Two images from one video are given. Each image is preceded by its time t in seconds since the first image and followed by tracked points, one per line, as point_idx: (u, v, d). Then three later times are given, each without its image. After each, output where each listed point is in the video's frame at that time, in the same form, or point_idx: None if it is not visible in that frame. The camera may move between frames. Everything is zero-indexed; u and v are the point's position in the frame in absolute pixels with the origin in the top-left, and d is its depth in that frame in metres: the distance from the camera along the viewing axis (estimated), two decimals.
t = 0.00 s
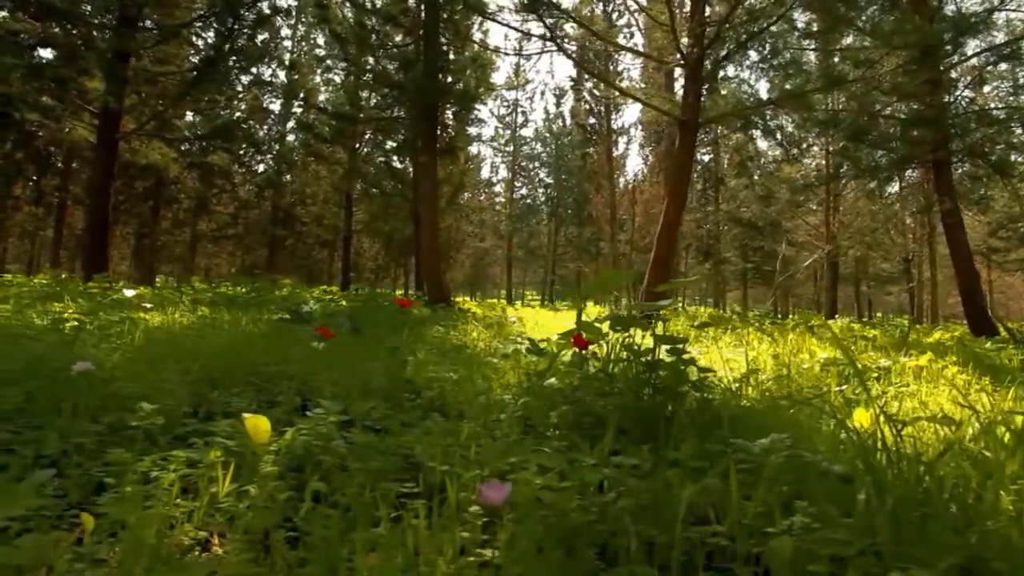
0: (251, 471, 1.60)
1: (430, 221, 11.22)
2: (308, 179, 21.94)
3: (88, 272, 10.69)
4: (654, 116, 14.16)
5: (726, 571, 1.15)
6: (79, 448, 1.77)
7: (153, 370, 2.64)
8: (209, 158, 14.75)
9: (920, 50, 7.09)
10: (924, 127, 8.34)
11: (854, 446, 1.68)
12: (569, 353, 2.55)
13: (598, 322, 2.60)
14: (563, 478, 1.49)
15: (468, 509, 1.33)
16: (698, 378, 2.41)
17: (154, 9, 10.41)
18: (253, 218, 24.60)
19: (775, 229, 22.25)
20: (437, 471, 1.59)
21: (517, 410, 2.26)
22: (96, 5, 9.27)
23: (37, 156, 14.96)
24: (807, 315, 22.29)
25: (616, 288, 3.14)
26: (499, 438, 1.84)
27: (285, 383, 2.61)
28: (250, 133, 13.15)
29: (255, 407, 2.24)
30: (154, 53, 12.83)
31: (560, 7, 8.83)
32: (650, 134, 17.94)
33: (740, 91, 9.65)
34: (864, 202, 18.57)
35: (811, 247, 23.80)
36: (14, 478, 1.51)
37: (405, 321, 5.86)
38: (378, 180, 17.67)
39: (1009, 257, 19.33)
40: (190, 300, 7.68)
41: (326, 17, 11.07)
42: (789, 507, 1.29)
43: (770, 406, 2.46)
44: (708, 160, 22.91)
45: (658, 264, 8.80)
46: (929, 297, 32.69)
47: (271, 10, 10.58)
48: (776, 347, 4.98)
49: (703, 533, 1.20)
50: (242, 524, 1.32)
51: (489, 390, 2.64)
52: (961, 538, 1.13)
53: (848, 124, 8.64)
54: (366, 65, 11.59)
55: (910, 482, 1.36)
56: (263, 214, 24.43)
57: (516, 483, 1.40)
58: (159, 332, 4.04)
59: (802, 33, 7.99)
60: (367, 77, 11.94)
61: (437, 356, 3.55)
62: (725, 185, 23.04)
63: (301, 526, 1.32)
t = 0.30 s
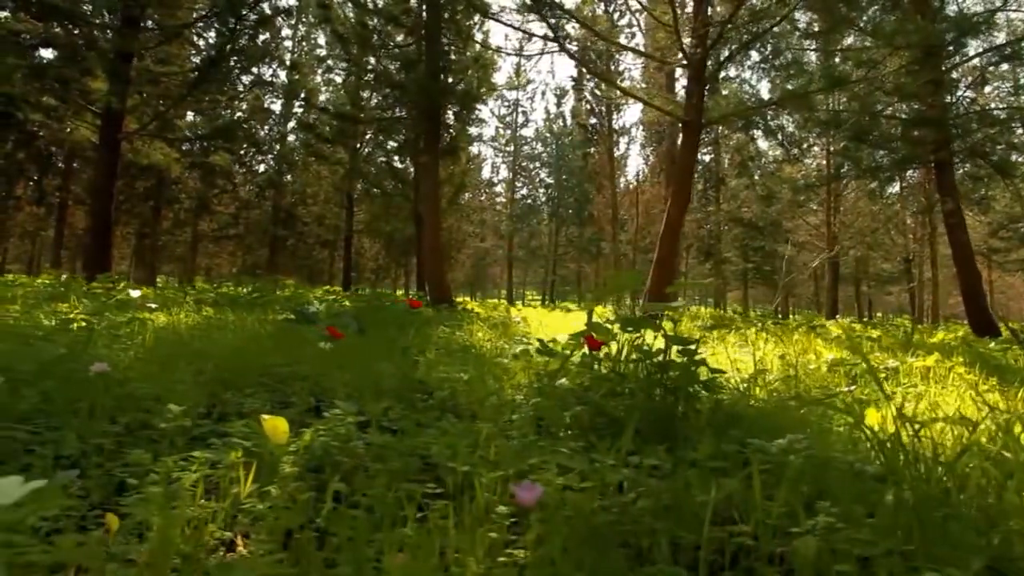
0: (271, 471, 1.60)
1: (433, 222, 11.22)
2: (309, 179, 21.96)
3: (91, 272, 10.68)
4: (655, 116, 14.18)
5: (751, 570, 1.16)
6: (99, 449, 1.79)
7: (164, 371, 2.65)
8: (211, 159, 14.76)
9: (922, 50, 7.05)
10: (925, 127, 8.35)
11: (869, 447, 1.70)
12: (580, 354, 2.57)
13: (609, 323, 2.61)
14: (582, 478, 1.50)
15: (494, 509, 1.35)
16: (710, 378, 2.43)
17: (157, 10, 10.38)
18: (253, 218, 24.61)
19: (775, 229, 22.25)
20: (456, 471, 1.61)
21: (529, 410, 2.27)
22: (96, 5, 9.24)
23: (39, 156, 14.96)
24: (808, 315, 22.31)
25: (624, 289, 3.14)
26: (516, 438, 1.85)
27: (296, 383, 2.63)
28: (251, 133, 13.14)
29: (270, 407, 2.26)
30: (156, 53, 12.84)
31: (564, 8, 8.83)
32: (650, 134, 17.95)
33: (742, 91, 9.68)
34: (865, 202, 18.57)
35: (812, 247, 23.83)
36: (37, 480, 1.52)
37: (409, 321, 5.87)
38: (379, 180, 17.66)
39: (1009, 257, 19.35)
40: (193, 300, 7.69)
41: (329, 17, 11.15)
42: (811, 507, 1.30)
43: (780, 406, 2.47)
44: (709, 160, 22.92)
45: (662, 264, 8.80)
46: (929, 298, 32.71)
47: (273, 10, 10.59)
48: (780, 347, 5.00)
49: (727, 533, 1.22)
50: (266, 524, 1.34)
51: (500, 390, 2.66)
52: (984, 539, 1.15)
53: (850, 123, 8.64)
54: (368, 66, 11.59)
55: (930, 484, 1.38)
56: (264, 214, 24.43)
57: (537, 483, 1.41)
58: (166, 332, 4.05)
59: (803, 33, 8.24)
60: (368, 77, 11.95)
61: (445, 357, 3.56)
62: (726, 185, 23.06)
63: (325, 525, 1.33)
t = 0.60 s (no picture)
0: (288, 471, 1.61)
1: (435, 221, 11.21)
2: (310, 179, 21.97)
3: (94, 272, 10.68)
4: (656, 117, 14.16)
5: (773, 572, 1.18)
6: (115, 449, 1.80)
7: (176, 371, 2.65)
8: (212, 158, 14.75)
9: (925, 51, 6.93)
10: (926, 127, 8.35)
11: (883, 449, 1.71)
12: (591, 355, 2.57)
13: (619, 323, 2.63)
14: (601, 479, 1.51)
15: (517, 511, 1.36)
16: (721, 379, 2.44)
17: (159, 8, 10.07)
18: (254, 218, 24.60)
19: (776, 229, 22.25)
20: (474, 472, 1.62)
21: (539, 410, 2.27)
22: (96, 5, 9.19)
23: (40, 156, 14.95)
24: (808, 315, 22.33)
25: (636, 289, 3.15)
26: (530, 438, 1.86)
27: (307, 385, 2.63)
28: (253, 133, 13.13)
29: (283, 407, 2.28)
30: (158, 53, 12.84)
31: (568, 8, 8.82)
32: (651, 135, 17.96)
33: (743, 91, 9.70)
34: (866, 202, 18.58)
35: (813, 247, 23.83)
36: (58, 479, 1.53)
37: (414, 321, 5.88)
38: (380, 180, 17.67)
39: (1010, 256, 19.37)
40: (196, 300, 7.69)
41: (331, 17, 11.43)
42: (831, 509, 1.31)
43: (793, 407, 2.48)
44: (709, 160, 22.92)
45: (665, 264, 8.79)
46: (929, 297, 32.72)
47: (275, 10, 10.59)
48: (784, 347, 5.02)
49: (748, 533, 1.23)
50: (288, 523, 1.35)
51: (510, 391, 2.67)
52: (1007, 541, 1.16)
53: (851, 123, 8.64)
54: (369, 65, 11.58)
55: (947, 485, 1.40)
56: (265, 214, 24.36)
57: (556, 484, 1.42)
58: (173, 333, 4.05)
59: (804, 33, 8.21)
60: (370, 77, 11.94)
61: (453, 357, 3.57)
62: (727, 185, 23.06)
63: (347, 525, 1.34)
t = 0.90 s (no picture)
0: (306, 470, 1.62)
1: (437, 221, 11.21)
2: (311, 178, 21.97)
3: (96, 273, 10.68)
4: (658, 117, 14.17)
5: (796, 571, 1.19)
6: (131, 450, 1.81)
7: (187, 371, 2.66)
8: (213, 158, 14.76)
9: (928, 52, 6.82)
10: (928, 128, 8.34)
11: (897, 452, 1.72)
12: (603, 356, 2.57)
13: (629, 324, 2.64)
14: (618, 480, 1.52)
15: (540, 510, 1.37)
16: (730, 380, 2.45)
17: (162, 10, 9.83)
18: (255, 217, 24.60)
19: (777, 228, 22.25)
20: (491, 472, 1.62)
21: (549, 411, 2.28)
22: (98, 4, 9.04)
23: (41, 156, 14.94)
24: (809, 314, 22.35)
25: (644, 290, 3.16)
26: (545, 439, 1.87)
27: (317, 386, 2.63)
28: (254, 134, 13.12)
29: (296, 408, 2.29)
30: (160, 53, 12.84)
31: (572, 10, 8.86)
32: (652, 135, 17.96)
33: (743, 91, 9.74)
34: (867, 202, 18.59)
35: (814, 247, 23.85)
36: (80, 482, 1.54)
37: (418, 321, 5.89)
38: (381, 180, 17.69)
39: (1010, 257, 19.38)
40: (200, 300, 7.70)
41: (332, 18, 11.48)
42: (852, 510, 1.32)
43: (802, 407, 2.49)
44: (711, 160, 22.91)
45: (668, 263, 8.80)
46: (930, 297, 32.69)
47: (277, 10, 10.60)
48: (787, 347, 5.03)
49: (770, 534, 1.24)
50: (310, 523, 1.36)
51: (520, 391, 2.67)
52: None
53: (852, 123, 8.64)
54: (371, 65, 11.58)
55: (965, 487, 1.41)
56: (265, 214, 24.33)
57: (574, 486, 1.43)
58: (180, 333, 4.06)
59: (808, 31, 8.00)
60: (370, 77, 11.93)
61: (461, 358, 3.58)
62: (728, 185, 23.07)
63: (367, 525, 1.35)
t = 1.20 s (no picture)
0: (324, 470, 1.62)
1: (439, 222, 11.21)
2: (312, 178, 21.97)
3: (98, 273, 10.68)
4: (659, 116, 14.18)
5: (818, 570, 1.21)
6: (149, 451, 1.81)
7: (197, 372, 2.66)
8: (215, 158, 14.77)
9: (930, 52, 6.84)
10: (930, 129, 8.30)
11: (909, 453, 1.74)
12: (613, 358, 2.58)
13: (639, 325, 2.65)
14: (637, 481, 1.53)
15: (564, 509, 1.39)
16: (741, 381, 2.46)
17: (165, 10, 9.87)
18: (256, 217, 24.60)
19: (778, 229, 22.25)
20: (509, 472, 1.64)
21: (560, 412, 2.29)
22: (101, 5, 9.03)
23: (43, 156, 14.94)
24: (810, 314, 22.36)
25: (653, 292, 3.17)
26: (559, 439, 1.88)
27: (327, 386, 2.64)
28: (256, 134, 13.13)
29: (309, 409, 2.29)
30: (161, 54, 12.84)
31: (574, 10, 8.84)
32: (652, 135, 17.97)
33: (744, 92, 9.75)
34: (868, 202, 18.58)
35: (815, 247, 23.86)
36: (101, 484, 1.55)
37: (422, 321, 5.91)
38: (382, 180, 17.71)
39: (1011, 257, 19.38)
40: (203, 300, 7.71)
41: (336, 18, 11.64)
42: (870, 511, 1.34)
43: (812, 408, 2.51)
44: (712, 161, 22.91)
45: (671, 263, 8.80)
46: (931, 297, 32.66)
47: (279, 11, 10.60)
48: (793, 347, 5.05)
49: (792, 533, 1.25)
50: (333, 523, 1.37)
51: (530, 392, 2.69)
52: None
53: (854, 124, 8.63)
54: (372, 64, 11.57)
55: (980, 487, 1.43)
56: (266, 214, 24.32)
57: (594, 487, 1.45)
58: (186, 334, 4.06)
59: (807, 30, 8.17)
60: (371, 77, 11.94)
61: (467, 358, 3.59)
62: (728, 185, 23.07)
63: (389, 526, 1.36)
